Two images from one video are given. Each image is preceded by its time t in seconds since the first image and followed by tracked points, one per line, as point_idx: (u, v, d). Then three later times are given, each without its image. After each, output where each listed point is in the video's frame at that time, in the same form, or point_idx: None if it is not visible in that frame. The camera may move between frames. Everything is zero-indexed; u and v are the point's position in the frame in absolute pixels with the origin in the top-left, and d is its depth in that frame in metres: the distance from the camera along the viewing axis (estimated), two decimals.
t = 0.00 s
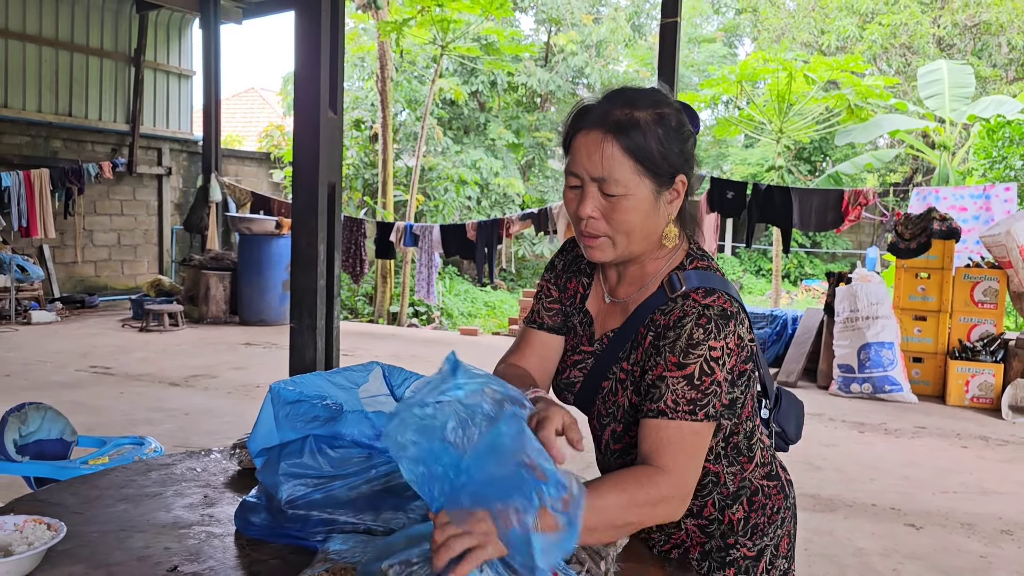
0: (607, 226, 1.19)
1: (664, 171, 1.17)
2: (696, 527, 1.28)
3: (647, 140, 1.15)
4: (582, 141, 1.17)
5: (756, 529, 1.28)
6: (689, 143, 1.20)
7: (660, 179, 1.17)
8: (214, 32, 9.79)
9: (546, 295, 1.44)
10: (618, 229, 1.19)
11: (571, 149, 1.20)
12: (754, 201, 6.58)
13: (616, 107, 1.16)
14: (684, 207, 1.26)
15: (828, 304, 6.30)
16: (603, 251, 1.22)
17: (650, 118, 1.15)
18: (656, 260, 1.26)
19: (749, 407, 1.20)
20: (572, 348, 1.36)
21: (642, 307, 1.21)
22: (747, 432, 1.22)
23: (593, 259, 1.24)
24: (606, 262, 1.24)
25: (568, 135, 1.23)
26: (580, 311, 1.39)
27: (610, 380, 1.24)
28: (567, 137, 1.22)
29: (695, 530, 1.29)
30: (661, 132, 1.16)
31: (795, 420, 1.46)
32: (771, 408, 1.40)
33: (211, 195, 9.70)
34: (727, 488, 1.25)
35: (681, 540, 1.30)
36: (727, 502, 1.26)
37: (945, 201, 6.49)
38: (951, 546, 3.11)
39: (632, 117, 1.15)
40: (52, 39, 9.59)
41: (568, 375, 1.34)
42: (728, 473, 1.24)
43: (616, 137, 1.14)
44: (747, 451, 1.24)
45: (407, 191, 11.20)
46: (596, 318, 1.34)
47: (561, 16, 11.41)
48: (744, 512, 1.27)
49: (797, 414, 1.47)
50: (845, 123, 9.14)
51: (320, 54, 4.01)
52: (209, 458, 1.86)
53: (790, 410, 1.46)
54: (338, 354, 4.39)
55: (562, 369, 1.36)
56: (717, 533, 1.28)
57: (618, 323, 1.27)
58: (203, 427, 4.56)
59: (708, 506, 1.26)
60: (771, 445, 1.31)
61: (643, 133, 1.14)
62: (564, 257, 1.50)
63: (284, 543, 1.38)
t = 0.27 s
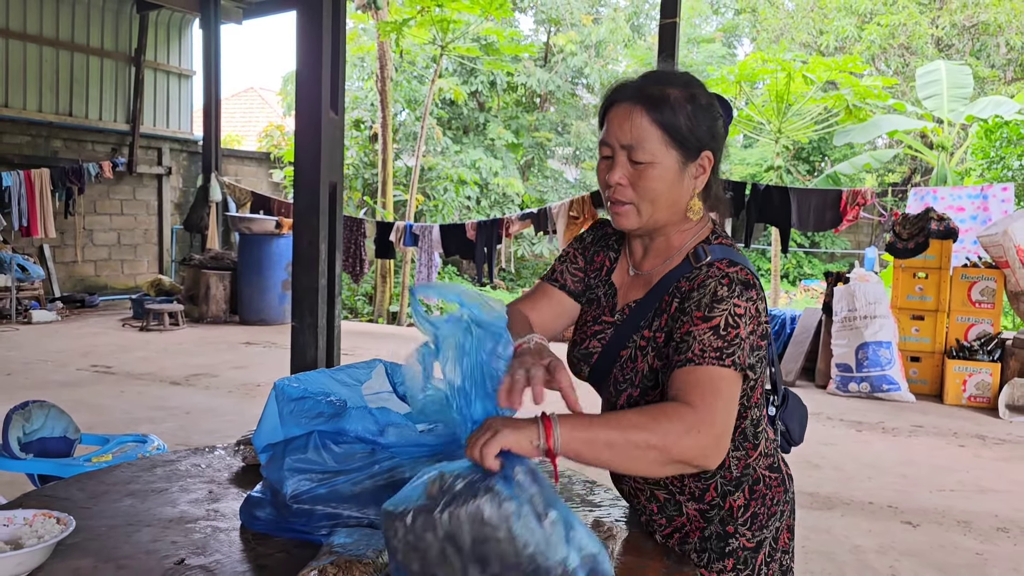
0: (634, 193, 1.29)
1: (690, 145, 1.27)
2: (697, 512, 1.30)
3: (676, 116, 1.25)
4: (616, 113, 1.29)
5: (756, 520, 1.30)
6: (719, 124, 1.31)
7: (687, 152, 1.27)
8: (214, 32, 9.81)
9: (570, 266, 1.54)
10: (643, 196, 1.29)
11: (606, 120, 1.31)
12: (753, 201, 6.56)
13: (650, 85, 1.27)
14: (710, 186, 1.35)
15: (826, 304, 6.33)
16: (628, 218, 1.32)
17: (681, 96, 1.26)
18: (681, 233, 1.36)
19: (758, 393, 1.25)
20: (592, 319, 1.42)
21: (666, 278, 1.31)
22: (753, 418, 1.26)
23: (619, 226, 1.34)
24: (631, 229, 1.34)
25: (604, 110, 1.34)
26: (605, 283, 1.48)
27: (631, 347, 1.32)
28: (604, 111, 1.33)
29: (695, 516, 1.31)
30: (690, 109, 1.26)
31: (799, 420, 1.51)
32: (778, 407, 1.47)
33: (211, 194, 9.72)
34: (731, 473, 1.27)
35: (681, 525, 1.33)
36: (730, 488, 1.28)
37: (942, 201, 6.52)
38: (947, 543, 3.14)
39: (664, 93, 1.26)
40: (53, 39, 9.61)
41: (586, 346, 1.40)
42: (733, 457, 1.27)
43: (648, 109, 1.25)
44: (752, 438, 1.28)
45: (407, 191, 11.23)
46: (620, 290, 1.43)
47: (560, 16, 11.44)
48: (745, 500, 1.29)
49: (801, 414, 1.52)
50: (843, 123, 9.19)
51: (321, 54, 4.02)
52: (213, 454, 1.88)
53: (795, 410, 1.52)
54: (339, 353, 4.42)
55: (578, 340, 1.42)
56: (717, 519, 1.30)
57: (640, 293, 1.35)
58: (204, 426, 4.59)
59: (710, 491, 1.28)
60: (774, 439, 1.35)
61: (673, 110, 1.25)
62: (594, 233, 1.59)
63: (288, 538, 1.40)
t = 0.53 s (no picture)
0: (663, 174, 1.34)
1: (716, 129, 1.32)
2: (697, 496, 1.35)
3: (702, 102, 1.31)
4: (643, 103, 1.34)
5: (754, 507, 1.35)
6: (739, 109, 1.36)
7: (713, 136, 1.32)
8: (213, 33, 9.83)
9: (595, 249, 1.58)
10: (673, 177, 1.33)
11: (635, 108, 1.36)
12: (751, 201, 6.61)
13: (675, 74, 1.33)
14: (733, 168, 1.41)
15: (823, 304, 6.36)
16: (660, 198, 1.36)
17: (704, 84, 1.31)
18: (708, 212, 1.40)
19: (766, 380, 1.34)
20: (615, 294, 1.47)
21: (694, 250, 1.36)
22: (759, 404, 1.34)
23: (650, 207, 1.38)
24: (662, 210, 1.38)
25: (632, 102, 1.40)
26: (628, 262, 1.52)
27: (655, 314, 1.37)
28: (632, 101, 1.38)
29: (695, 498, 1.35)
30: (713, 94, 1.32)
31: (796, 423, 1.56)
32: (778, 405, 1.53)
33: (210, 194, 9.72)
34: (734, 455, 1.33)
35: (680, 508, 1.37)
36: (732, 472, 1.33)
37: (939, 201, 6.54)
38: (941, 541, 3.17)
39: (689, 82, 1.31)
40: (52, 39, 9.62)
41: (607, 319, 1.45)
42: (738, 439, 1.33)
43: (674, 97, 1.31)
44: (757, 423, 1.35)
45: (405, 191, 11.25)
46: (643, 265, 1.47)
47: (559, 16, 11.45)
48: (745, 485, 1.34)
49: (798, 418, 1.58)
50: (840, 124, 9.22)
51: (321, 54, 4.05)
52: (214, 451, 1.90)
53: (795, 412, 1.57)
54: (338, 352, 4.44)
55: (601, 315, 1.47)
56: (716, 502, 1.34)
57: (665, 267, 1.41)
58: (203, 424, 4.60)
59: (712, 474, 1.33)
60: (773, 431, 1.42)
61: (698, 96, 1.31)
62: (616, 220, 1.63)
63: (288, 532, 1.42)
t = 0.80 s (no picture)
0: (671, 171, 1.35)
1: (716, 124, 1.33)
2: (698, 480, 1.36)
3: (700, 100, 1.32)
4: (646, 105, 1.36)
5: (754, 493, 1.37)
6: (739, 103, 1.37)
7: (714, 131, 1.33)
8: (212, 32, 9.83)
9: (610, 245, 1.60)
10: (680, 173, 1.35)
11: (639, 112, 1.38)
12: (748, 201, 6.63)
13: (673, 75, 1.34)
14: (736, 160, 1.41)
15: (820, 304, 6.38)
16: (669, 193, 1.37)
17: (701, 83, 1.33)
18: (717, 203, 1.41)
19: (765, 369, 1.37)
20: (623, 281, 1.50)
21: (699, 237, 1.38)
22: (760, 392, 1.37)
23: (660, 203, 1.39)
24: (671, 205, 1.39)
25: (635, 106, 1.41)
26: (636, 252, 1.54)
27: (661, 295, 1.39)
28: (636, 105, 1.40)
29: (697, 483, 1.36)
30: (712, 91, 1.33)
31: (789, 420, 1.58)
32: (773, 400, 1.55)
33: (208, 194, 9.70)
34: (736, 438, 1.34)
35: (681, 493, 1.38)
36: (733, 455, 1.35)
37: (935, 202, 6.56)
38: (936, 539, 3.18)
39: (686, 82, 1.33)
40: (50, 39, 9.62)
41: (612, 305, 1.48)
42: (741, 422, 1.34)
43: (674, 97, 1.32)
44: (758, 411, 1.37)
45: (404, 191, 11.26)
46: (651, 254, 1.49)
47: (557, 17, 11.45)
48: (746, 470, 1.35)
49: (792, 416, 1.60)
50: (838, 125, 9.24)
51: (319, 54, 4.06)
52: (213, 449, 1.91)
53: (787, 412, 1.59)
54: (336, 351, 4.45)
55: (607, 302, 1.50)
56: (718, 487, 1.35)
57: (673, 254, 1.42)
58: (201, 424, 4.61)
59: (714, 457, 1.34)
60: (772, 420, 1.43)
61: (696, 95, 1.32)
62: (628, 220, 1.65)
63: (286, 529, 1.43)
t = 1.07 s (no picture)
0: (662, 163, 1.38)
1: (709, 122, 1.37)
2: (690, 470, 1.37)
3: (696, 98, 1.36)
4: (645, 102, 1.41)
5: (746, 482, 1.38)
6: (735, 108, 1.41)
7: (707, 129, 1.37)
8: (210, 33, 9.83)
9: (608, 248, 1.62)
10: (671, 165, 1.37)
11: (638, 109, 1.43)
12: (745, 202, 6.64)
13: (673, 75, 1.39)
14: (729, 163, 1.43)
15: (817, 304, 6.39)
16: (659, 184, 1.41)
17: (699, 85, 1.37)
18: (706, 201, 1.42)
19: (756, 362, 1.39)
20: (614, 277, 1.52)
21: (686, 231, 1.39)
22: (750, 384, 1.39)
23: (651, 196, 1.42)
24: (662, 196, 1.42)
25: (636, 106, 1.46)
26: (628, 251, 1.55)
27: (650, 288, 1.40)
28: (637, 104, 1.45)
29: (689, 472, 1.38)
30: (706, 93, 1.37)
31: (779, 416, 1.59)
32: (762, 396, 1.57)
33: (206, 195, 9.70)
34: (728, 427, 1.36)
35: (674, 483, 1.39)
36: (725, 445, 1.36)
37: (932, 202, 6.57)
38: (932, 538, 3.19)
39: (684, 81, 1.38)
40: (48, 39, 9.61)
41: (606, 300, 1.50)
42: (731, 412, 1.36)
43: (671, 94, 1.37)
44: (748, 402, 1.38)
45: (401, 192, 11.27)
46: (642, 251, 1.50)
47: (555, 17, 11.47)
48: (737, 459, 1.37)
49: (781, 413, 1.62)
50: (835, 125, 9.25)
51: (317, 56, 4.06)
52: (210, 449, 1.92)
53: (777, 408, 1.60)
54: (334, 351, 4.46)
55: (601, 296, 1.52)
56: (709, 476, 1.37)
57: (663, 248, 1.43)
58: (199, 425, 4.62)
59: (706, 446, 1.36)
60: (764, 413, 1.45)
61: (692, 93, 1.36)
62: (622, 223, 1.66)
63: (283, 528, 1.43)
